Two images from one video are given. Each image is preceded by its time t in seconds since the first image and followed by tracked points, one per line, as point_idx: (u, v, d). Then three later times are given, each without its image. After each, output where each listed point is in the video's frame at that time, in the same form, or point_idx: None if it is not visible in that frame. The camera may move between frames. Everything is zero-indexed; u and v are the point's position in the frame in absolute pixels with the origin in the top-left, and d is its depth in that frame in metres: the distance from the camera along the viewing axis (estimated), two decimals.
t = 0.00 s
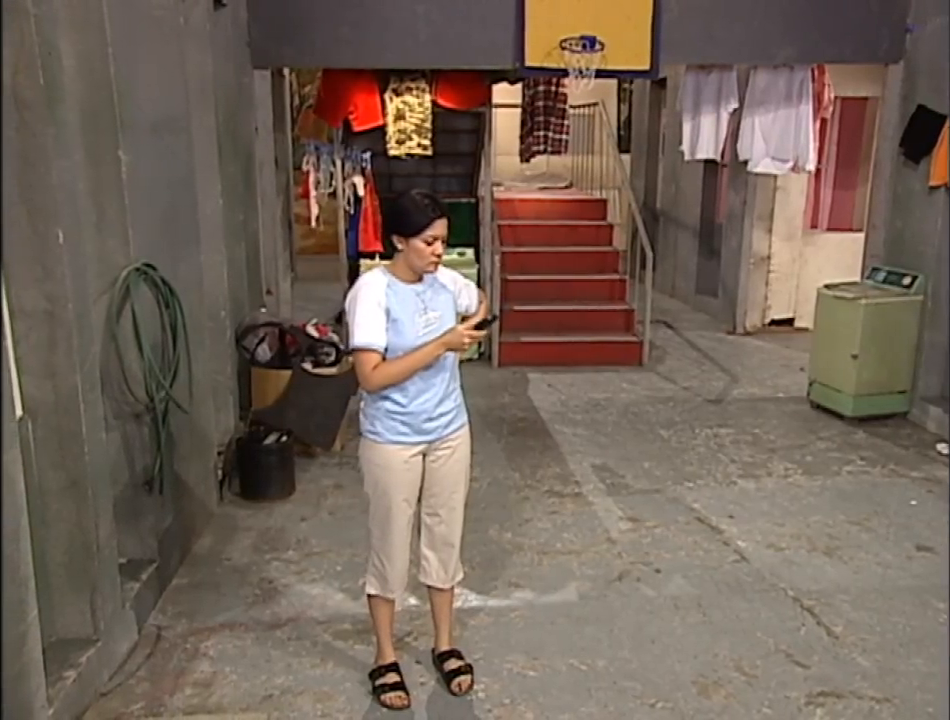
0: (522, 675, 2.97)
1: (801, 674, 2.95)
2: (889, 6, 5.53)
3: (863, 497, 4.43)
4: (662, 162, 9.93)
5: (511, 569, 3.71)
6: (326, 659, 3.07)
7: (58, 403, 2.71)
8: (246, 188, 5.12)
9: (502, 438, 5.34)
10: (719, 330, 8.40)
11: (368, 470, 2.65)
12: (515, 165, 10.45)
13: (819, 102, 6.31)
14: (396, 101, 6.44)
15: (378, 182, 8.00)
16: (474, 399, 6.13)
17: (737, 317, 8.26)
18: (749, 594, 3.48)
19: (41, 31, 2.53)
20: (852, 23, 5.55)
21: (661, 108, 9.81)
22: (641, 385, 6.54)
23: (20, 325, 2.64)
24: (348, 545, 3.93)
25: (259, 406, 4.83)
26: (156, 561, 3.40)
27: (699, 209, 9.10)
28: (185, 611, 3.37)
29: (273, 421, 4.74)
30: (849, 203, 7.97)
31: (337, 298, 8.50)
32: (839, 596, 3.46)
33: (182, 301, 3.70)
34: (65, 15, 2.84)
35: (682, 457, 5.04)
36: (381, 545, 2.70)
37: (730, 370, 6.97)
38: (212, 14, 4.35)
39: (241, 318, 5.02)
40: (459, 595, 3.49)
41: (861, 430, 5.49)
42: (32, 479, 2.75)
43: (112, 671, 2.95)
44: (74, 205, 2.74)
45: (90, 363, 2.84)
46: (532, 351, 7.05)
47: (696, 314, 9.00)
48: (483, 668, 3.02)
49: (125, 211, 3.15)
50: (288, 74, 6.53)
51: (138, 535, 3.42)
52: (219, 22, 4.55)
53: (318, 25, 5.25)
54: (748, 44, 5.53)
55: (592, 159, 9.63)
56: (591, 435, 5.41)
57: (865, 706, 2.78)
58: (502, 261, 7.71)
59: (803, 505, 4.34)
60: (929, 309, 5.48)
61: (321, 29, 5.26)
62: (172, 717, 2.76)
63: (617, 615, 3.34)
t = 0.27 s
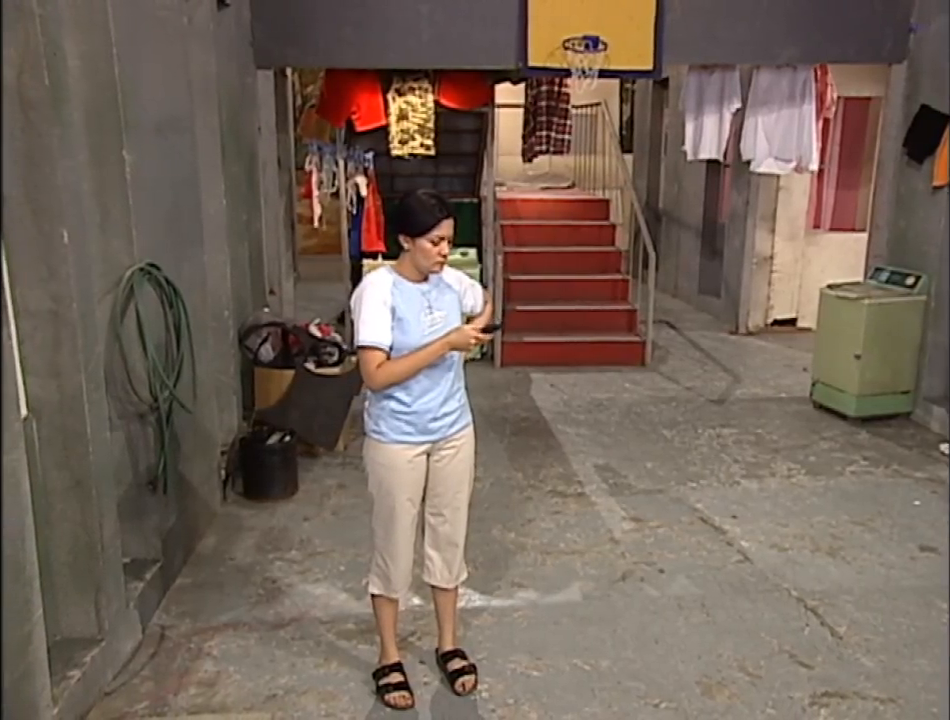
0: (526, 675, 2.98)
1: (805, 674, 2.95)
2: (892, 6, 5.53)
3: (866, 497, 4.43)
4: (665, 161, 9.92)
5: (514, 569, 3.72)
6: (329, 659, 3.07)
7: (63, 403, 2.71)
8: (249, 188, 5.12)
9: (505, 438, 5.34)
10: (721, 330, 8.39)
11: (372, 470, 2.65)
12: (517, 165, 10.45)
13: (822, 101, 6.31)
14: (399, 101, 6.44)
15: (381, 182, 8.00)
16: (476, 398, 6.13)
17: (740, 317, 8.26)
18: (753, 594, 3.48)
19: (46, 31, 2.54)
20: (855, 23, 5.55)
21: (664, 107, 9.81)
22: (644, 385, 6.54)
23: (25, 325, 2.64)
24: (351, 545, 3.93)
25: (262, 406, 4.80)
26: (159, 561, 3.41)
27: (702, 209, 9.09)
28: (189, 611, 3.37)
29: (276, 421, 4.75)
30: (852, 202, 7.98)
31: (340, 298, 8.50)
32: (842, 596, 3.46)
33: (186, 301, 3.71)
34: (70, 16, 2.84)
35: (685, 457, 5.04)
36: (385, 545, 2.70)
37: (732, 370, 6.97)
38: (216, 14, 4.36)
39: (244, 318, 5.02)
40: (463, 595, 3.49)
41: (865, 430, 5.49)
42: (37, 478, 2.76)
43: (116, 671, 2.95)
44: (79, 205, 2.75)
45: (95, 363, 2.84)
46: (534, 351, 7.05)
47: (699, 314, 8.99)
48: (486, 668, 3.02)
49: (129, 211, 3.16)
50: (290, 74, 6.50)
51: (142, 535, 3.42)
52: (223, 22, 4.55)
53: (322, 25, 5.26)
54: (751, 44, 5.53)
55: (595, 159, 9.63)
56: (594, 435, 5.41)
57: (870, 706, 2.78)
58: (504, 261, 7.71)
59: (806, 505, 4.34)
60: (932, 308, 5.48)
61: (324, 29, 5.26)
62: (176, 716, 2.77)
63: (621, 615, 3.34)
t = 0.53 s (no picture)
0: (529, 675, 2.97)
1: (809, 675, 2.94)
2: (895, 6, 5.52)
3: (869, 497, 4.42)
4: (667, 161, 9.92)
5: (517, 569, 3.72)
6: (333, 659, 3.07)
7: (67, 402, 2.72)
8: (252, 188, 5.13)
9: (508, 438, 5.35)
10: (723, 330, 8.39)
11: (375, 470, 2.65)
12: (520, 166, 10.46)
13: (824, 102, 6.32)
14: (401, 101, 6.44)
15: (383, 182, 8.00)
16: (479, 398, 6.13)
17: (743, 317, 8.26)
18: (756, 594, 3.48)
19: (51, 31, 2.54)
20: (858, 23, 5.55)
21: (666, 108, 9.81)
22: (646, 385, 6.54)
23: (29, 325, 2.65)
24: (354, 545, 3.94)
25: (265, 406, 4.79)
26: (162, 560, 3.41)
27: (704, 209, 9.09)
28: (192, 610, 3.37)
29: (279, 420, 4.75)
30: (855, 203, 7.95)
31: (342, 298, 8.51)
32: (846, 596, 3.46)
33: (189, 301, 3.71)
34: (74, 16, 2.84)
35: (687, 457, 5.04)
36: (388, 545, 2.70)
37: (735, 370, 6.96)
38: (219, 14, 4.36)
39: (247, 318, 5.02)
40: (466, 595, 3.49)
41: (868, 430, 5.49)
42: (41, 478, 2.76)
43: (120, 670, 2.96)
44: (83, 205, 2.75)
45: (99, 363, 2.85)
46: (536, 351, 7.05)
47: (701, 314, 8.99)
48: (490, 668, 3.02)
49: (133, 211, 3.16)
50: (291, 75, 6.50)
51: (145, 535, 3.42)
52: (226, 22, 4.56)
53: (324, 25, 5.26)
54: (754, 44, 5.53)
55: (597, 159, 9.63)
56: (597, 435, 5.41)
57: (874, 706, 2.78)
58: (507, 261, 7.71)
59: (809, 505, 4.34)
60: (935, 309, 5.47)
61: (327, 29, 5.27)
62: (180, 716, 2.77)
63: (624, 615, 3.34)
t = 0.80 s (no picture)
0: (533, 675, 2.98)
1: (813, 675, 2.94)
2: (899, 6, 5.51)
3: (873, 498, 4.42)
4: (669, 161, 9.92)
5: (521, 569, 3.72)
6: (337, 659, 3.07)
7: (72, 402, 2.72)
8: (255, 188, 5.13)
9: (511, 438, 5.34)
10: (726, 330, 8.39)
11: (380, 470, 2.65)
12: (522, 166, 10.46)
13: (827, 102, 6.33)
14: (404, 101, 6.46)
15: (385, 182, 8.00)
16: (482, 398, 6.14)
17: (745, 317, 8.26)
18: (760, 594, 3.48)
19: (55, 32, 2.54)
20: (861, 23, 5.54)
21: (669, 107, 9.81)
22: (649, 385, 6.54)
23: (33, 325, 2.65)
24: (357, 544, 3.94)
25: (268, 406, 4.82)
26: (166, 560, 3.41)
27: (706, 209, 9.09)
28: (196, 610, 3.37)
29: (282, 420, 4.75)
30: (858, 202, 7.96)
31: (344, 298, 8.51)
32: (850, 596, 3.45)
33: (193, 301, 3.71)
34: (79, 16, 2.85)
35: (690, 457, 5.04)
36: (392, 545, 2.70)
37: (738, 370, 6.96)
38: (222, 14, 4.36)
39: (250, 318, 5.03)
40: (469, 595, 3.49)
41: (871, 430, 5.48)
42: (46, 478, 2.77)
43: (124, 670, 2.96)
44: (88, 205, 2.75)
45: (103, 363, 2.85)
46: (539, 351, 7.05)
47: (703, 314, 8.99)
48: (493, 668, 3.02)
49: (137, 211, 3.16)
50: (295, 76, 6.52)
51: (149, 534, 3.43)
52: (229, 22, 4.56)
53: (328, 25, 5.26)
54: (757, 44, 5.52)
55: (599, 159, 9.63)
56: (599, 435, 5.41)
57: (878, 707, 2.78)
58: (509, 261, 7.71)
59: (813, 505, 4.34)
60: (939, 309, 5.46)
61: (330, 29, 5.27)
62: (184, 715, 2.77)
63: (628, 615, 3.34)
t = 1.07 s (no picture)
0: (536, 675, 2.98)
1: (816, 676, 2.94)
2: (902, 6, 5.51)
3: (876, 498, 4.42)
4: (671, 161, 9.92)
5: (524, 569, 3.72)
6: (340, 659, 3.07)
7: (75, 403, 2.73)
8: (258, 188, 5.14)
9: (513, 438, 5.35)
10: (728, 330, 8.39)
11: (384, 470, 2.65)
12: (524, 166, 10.46)
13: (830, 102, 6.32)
14: (406, 101, 6.47)
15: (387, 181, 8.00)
16: (484, 398, 6.14)
17: (748, 317, 8.26)
18: (763, 594, 3.48)
19: (60, 32, 2.54)
20: (864, 23, 5.54)
21: (671, 108, 9.81)
22: (652, 385, 6.54)
23: (38, 324, 2.66)
24: (360, 544, 3.94)
25: (271, 406, 4.82)
26: (170, 560, 3.42)
27: (709, 209, 9.08)
28: (199, 610, 3.38)
29: (285, 420, 4.75)
30: (860, 203, 7.89)
31: (347, 298, 8.51)
32: (853, 597, 3.45)
33: (196, 301, 3.72)
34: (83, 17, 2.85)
35: (693, 457, 5.04)
36: (397, 545, 2.70)
37: (740, 370, 6.96)
38: (226, 15, 4.37)
39: (253, 318, 5.03)
40: (472, 595, 3.50)
41: (873, 430, 5.48)
42: (50, 478, 2.77)
43: (128, 669, 2.96)
44: (92, 205, 2.76)
45: (107, 363, 2.86)
46: (541, 351, 7.05)
47: (705, 314, 8.99)
48: (497, 668, 3.02)
49: (141, 211, 3.16)
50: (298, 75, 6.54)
51: (153, 534, 3.43)
52: (233, 22, 4.56)
53: (331, 26, 5.27)
54: (760, 44, 5.52)
55: (602, 159, 9.63)
56: (602, 435, 5.41)
57: (882, 707, 2.78)
58: (511, 261, 7.71)
59: (816, 505, 4.33)
60: (941, 309, 5.45)
61: (333, 29, 5.27)
62: (188, 715, 2.77)
63: (631, 615, 3.34)
